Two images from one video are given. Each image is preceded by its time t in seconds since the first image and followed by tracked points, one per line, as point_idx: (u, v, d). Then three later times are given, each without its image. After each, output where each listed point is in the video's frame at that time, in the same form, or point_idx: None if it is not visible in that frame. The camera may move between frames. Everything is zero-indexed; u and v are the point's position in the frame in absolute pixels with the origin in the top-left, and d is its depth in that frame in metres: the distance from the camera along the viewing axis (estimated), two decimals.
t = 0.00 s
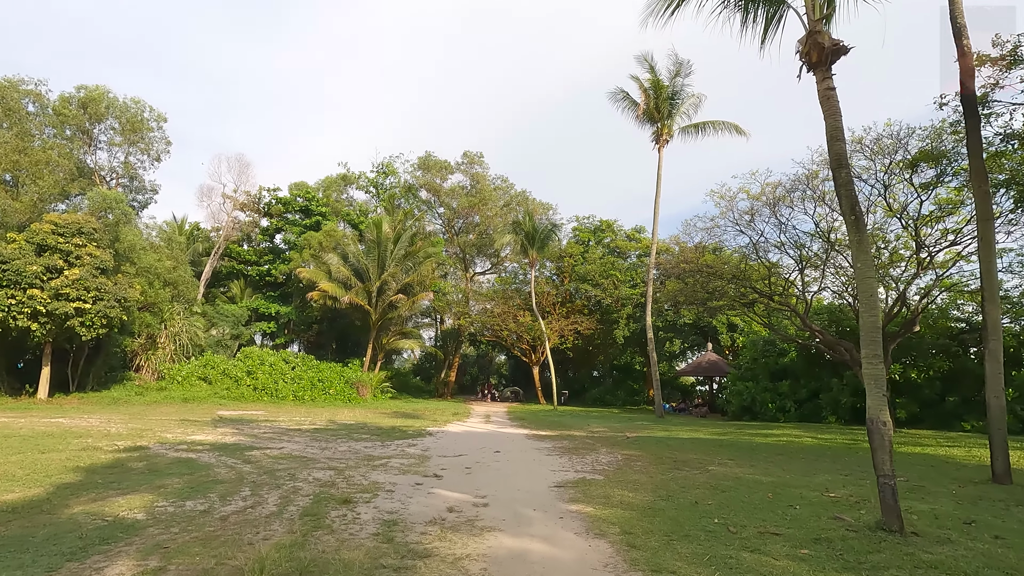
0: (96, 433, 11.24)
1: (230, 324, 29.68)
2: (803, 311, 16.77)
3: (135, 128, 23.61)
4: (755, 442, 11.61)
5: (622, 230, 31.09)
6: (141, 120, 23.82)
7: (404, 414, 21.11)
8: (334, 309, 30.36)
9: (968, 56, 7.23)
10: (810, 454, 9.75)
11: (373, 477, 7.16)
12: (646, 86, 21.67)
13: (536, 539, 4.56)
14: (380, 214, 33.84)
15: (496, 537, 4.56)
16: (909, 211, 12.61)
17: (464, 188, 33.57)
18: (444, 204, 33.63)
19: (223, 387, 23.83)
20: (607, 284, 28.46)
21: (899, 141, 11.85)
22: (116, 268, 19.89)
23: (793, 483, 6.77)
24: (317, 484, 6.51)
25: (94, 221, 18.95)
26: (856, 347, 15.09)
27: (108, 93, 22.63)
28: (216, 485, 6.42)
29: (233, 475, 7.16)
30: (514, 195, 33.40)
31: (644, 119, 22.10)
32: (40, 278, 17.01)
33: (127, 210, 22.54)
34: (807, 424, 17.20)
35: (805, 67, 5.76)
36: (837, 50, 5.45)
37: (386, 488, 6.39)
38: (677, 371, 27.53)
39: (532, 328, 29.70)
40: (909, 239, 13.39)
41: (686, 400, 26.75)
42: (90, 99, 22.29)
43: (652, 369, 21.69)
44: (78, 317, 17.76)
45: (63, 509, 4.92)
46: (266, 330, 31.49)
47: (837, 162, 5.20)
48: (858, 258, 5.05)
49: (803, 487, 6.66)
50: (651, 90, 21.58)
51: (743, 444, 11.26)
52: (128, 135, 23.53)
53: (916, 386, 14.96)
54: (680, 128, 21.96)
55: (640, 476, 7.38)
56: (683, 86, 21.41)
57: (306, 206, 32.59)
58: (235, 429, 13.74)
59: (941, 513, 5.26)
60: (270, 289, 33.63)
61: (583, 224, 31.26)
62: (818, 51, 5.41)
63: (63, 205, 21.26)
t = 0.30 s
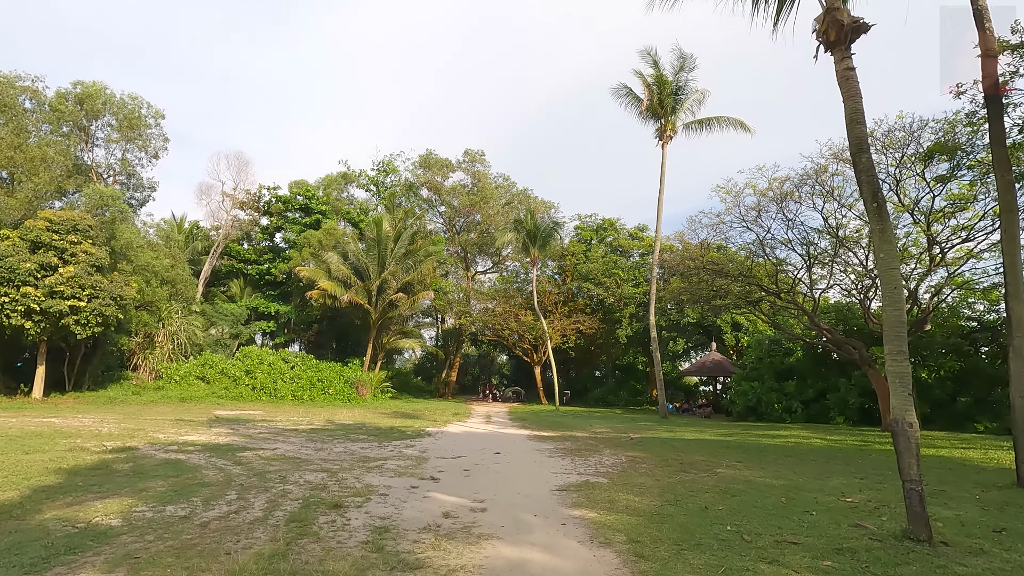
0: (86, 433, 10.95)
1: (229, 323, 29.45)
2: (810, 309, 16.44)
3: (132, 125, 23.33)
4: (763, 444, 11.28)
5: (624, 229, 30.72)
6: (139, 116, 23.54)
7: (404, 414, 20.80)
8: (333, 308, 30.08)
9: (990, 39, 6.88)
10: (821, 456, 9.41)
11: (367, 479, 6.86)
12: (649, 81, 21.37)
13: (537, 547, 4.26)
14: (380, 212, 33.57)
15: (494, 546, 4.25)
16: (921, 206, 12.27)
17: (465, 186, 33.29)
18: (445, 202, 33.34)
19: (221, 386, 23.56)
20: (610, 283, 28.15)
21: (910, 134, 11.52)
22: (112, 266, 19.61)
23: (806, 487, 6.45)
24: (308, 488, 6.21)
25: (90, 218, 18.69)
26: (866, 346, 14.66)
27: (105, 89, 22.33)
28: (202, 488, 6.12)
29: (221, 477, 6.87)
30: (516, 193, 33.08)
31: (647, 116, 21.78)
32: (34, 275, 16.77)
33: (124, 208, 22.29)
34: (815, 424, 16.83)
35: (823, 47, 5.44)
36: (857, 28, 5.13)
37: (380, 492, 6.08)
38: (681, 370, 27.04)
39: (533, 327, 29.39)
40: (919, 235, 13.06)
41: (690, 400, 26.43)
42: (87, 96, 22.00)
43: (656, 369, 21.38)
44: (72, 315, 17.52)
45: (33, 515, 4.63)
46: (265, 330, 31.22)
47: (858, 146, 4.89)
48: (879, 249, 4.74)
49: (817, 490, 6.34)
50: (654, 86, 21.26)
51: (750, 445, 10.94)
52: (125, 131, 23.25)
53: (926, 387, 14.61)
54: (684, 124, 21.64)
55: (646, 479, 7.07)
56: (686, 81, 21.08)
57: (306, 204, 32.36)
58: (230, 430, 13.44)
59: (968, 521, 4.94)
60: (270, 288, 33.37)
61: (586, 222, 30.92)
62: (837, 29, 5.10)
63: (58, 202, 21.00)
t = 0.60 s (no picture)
0: (76, 434, 10.69)
1: (228, 322, 29.22)
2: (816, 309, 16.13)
3: (129, 122, 23.06)
4: (770, 446, 10.97)
5: (626, 227, 30.35)
6: (136, 113, 23.24)
7: (403, 415, 20.49)
8: (333, 308, 29.82)
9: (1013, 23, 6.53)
10: (831, 460, 9.10)
11: (360, 483, 6.58)
12: (652, 77, 21.06)
13: (536, 559, 3.97)
14: (380, 211, 33.29)
15: (490, 558, 3.96)
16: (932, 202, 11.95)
17: (466, 184, 33.01)
18: (446, 201, 33.05)
19: (219, 386, 23.34)
20: (612, 282, 27.86)
21: (922, 128, 11.20)
22: (108, 264, 19.35)
23: (820, 494, 6.15)
24: (297, 493, 5.93)
25: (86, 215, 18.43)
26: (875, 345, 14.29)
27: (101, 85, 22.03)
28: (186, 493, 5.84)
29: (207, 481, 6.58)
30: (517, 191, 32.76)
31: (650, 112, 21.46)
32: (27, 273, 16.53)
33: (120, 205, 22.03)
34: (821, 425, 16.51)
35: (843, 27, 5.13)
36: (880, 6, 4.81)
37: (372, 497, 5.79)
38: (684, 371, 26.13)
39: (535, 327, 29.07)
40: (929, 233, 12.75)
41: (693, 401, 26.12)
42: (83, 92, 21.71)
43: (659, 369, 21.09)
44: (66, 314, 17.27)
45: None
46: (264, 329, 30.96)
47: (880, 132, 4.58)
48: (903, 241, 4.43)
49: (832, 496, 6.05)
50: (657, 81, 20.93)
51: (757, 448, 10.64)
52: (121, 128, 22.98)
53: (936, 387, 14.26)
54: (688, 121, 21.32)
55: (651, 484, 6.77)
56: (690, 77, 20.78)
57: (306, 203, 32.10)
58: (224, 430, 13.17)
59: (996, 531, 4.64)
60: (270, 287, 33.12)
61: (588, 221, 30.60)
62: (857, 8, 4.80)
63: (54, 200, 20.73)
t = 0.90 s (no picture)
0: (64, 434, 10.40)
1: (225, 321, 28.95)
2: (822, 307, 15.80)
3: (125, 117, 22.73)
4: (776, 448, 10.62)
5: (628, 226, 29.98)
6: (132, 108, 22.90)
7: (402, 415, 20.18)
8: (332, 306, 29.51)
9: None
10: (842, 462, 8.76)
11: (350, 487, 6.27)
12: (655, 71, 20.72)
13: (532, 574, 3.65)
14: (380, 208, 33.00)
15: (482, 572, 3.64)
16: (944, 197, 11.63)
17: (466, 182, 32.68)
18: (446, 199, 32.72)
19: (216, 385, 23.10)
20: (614, 280, 27.55)
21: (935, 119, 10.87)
22: (102, 262, 19.06)
23: (834, 500, 5.81)
24: (282, 498, 5.61)
25: (80, 211, 18.15)
26: (883, 344, 13.91)
27: (96, 80, 21.65)
28: (164, 498, 5.52)
29: (189, 484, 6.26)
30: (518, 189, 32.45)
31: (653, 107, 21.12)
32: (19, 270, 16.27)
33: (116, 202, 21.75)
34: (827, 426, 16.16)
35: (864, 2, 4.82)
36: None
37: (361, 503, 5.47)
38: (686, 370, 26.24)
39: (535, 326, 28.74)
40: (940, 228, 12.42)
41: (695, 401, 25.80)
42: (78, 87, 21.34)
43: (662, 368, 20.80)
44: (59, 311, 17.02)
45: None
46: (263, 328, 30.68)
47: (903, 113, 4.28)
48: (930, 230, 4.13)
49: (847, 502, 5.73)
50: (661, 76, 20.58)
51: (763, 449, 10.30)
52: (117, 124, 22.67)
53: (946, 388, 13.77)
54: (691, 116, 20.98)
55: (655, 489, 6.45)
56: (693, 72, 20.45)
57: (305, 200, 31.81)
58: (217, 430, 12.87)
59: None
60: (268, 285, 32.85)
61: (589, 219, 30.25)
62: None
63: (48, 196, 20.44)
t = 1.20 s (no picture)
0: (53, 434, 10.12)
1: (225, 319, 28.71)
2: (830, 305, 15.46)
3: (123, 113, 22.46)
4: (786, 449, 10.28)
5: (632, 224, 29.61)
6: (130, 104, 22.61)
7: (402, 414, 19.88)
8: (333, 304, 29.20)
9: None
10: (857, 464, 8.41)
11: (344, 491, 5.96)
12: (660, 66, 20.37)
13: None
14: (381, 206, 32.71)
15: None
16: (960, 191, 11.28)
17: (468, 180, 32.36)
18: (447, 196, 32.40)
19: (214, 384, 22.85)
20: (617, 279, 27.22)
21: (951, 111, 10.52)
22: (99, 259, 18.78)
23: (854, 506, 5.48)
24: (270, 502, 5.30)
25: (76, 207, 17.88)
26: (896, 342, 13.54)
27: (93, 75, 21.35)
28: (146, 502, 5.21)
29: (174, 487, 5.95)
30: (520, 187, 32.13)
31: (657, 103, 20.77)
32: (14, 266, 16.00)
33: (113, 199, 21.50)
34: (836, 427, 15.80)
35: None
36: None
37: (353, 508, 5.16)
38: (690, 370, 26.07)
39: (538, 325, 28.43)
40: (954, 223, 12.06)
41: (700, 401, 25.44)
42: (75, 81, 21.02)
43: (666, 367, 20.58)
44: (54, 309, 16.76)
45: None
46: (263, 326, 30.41)
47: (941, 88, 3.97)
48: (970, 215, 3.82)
49: (869, 509, 5.39)
50: (665, 70, 20.23)
51: (773, 451, 9.96)
52: (115, 120, 22.39)
53: (960, 387, 13.42)
54: (696, 111, 20.63)
55: (664, 493, 6.13)
56: (699, 66, 20.10)
57: (305, 198, 31.53)
58: (212, 430, 12.58)
59: None
60: (269, 283, 32.59)
61: (593, 216, 29.89)
62: None
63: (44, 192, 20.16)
